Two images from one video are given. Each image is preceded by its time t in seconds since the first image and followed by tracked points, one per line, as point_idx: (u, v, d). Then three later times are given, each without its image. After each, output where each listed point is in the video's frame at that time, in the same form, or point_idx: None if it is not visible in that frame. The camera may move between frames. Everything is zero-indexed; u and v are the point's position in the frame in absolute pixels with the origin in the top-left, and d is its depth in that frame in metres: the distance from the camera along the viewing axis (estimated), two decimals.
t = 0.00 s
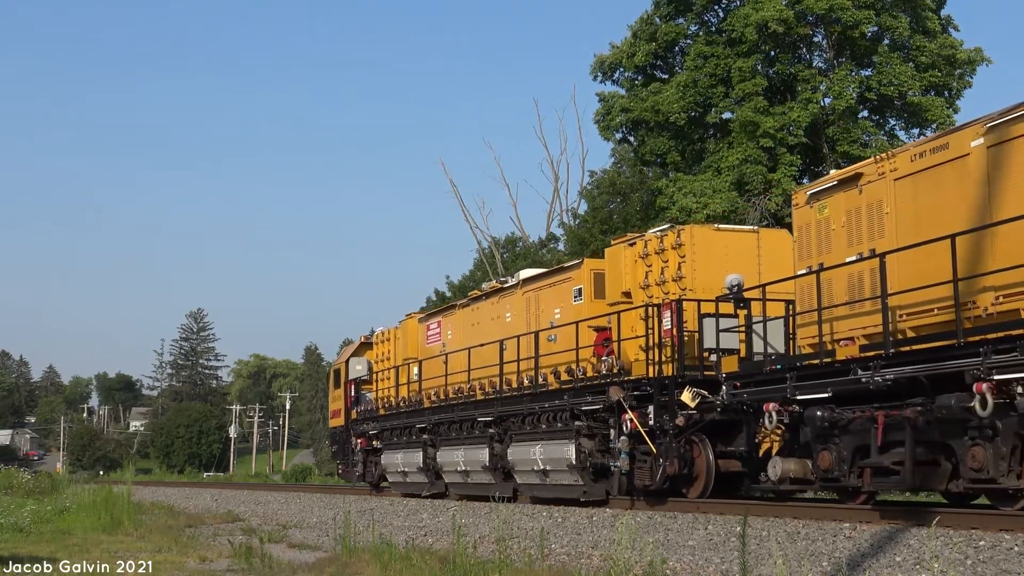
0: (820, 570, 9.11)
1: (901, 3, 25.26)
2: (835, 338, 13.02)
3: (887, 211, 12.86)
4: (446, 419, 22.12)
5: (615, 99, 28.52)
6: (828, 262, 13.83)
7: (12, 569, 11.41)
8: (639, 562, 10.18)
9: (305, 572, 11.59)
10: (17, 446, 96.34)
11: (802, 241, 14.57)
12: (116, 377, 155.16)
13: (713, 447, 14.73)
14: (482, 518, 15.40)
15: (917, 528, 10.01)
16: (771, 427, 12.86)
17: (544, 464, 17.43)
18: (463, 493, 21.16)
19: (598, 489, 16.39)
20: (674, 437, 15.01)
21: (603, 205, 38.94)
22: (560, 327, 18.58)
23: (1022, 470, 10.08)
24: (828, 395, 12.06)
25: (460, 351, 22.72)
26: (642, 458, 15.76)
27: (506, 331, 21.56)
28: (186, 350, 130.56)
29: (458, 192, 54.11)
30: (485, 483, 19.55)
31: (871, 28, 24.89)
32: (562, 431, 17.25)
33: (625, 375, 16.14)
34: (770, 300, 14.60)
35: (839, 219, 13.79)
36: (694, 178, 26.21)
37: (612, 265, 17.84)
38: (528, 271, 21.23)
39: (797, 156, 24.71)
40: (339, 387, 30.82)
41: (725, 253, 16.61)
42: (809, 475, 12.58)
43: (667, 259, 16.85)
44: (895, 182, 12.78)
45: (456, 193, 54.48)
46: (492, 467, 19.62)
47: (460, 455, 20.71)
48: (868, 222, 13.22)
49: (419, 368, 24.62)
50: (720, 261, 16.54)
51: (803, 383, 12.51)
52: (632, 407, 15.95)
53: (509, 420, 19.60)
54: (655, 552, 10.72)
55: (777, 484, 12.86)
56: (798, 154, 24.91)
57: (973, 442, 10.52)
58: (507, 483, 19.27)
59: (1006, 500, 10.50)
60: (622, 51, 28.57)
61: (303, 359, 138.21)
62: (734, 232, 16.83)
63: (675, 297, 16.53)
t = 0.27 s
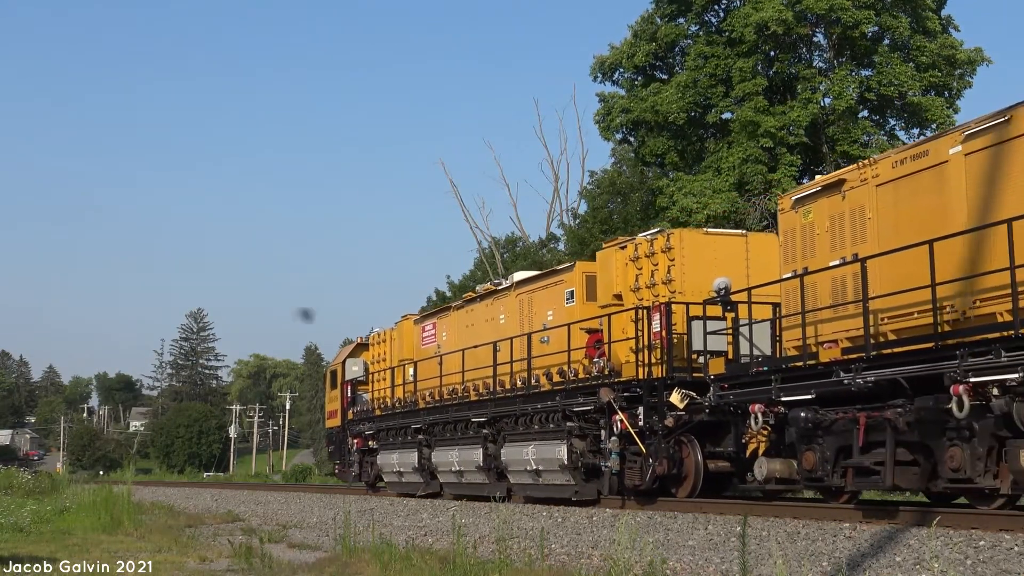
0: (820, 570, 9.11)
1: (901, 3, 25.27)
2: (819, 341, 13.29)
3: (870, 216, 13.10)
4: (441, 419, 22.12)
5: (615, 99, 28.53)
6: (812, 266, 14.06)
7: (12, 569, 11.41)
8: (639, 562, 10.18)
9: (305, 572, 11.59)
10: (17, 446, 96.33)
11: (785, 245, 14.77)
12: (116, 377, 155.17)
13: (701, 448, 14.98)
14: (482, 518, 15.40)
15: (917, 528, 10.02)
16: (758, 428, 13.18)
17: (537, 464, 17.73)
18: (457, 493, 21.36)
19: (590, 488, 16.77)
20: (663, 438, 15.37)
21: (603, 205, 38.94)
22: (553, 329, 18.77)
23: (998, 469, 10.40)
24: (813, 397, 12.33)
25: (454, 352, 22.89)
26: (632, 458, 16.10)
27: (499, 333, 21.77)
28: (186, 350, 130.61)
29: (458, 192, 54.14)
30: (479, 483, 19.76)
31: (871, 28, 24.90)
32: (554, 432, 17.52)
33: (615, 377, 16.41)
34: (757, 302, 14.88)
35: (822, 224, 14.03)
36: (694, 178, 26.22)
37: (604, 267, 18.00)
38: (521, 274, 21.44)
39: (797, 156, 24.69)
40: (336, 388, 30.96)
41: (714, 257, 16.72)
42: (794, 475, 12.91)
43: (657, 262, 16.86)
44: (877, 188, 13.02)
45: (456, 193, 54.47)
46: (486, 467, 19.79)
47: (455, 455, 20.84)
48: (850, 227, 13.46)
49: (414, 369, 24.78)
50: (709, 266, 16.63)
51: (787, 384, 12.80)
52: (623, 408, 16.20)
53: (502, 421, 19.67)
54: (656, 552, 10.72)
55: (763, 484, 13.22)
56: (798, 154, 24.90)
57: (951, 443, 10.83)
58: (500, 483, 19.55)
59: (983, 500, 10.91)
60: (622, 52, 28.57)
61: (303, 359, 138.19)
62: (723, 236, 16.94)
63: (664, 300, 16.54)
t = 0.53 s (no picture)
0: (819, 570, 9.11)
1: (901, 3, 25.28)
2: (802, 344, 13.74)
3: (851, 221, 13.56)
4: (435, 420, 22.37)
5: (615, 99, 28.53)
6: (796, 270, 14.55)
7: (12, 569, 11.41)
8: (639, 562, 10.17)
9: (305, 572, 11.59)
10: (18, 446, 96.32)
11: (771, 249, 15.28)
12: (116, 377, 155.16)
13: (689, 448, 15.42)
14: (483, 518, 15.41)
15: (917, 528, 10.02)
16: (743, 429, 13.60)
17: (529, 464, 17.94)
18: (452, 493, 21.53)
19: (580, 489, 16.94)
20: (652, 438, 15.58)
21: (603, 205, 38.94)
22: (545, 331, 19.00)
23: (974, 469, 10.70)
24: (795, 399, 12.78)
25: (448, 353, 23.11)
26: (622, 458, 16.31)
27: (492, 334, 21.97)
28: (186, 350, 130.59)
29: (458, 192, 54.15)
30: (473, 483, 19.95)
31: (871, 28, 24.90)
32: (546, 433, 17.73)
33: (606, 379, 16.73)
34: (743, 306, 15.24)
35: (807, 229, 14.49)
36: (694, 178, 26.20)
37: (594, 270, 17.97)
38: (514, 276, 21.62)
39: (797, 156, 24.67)
40: (332, 389, 31.13)
41: (702, 261, 16.96)
42: (779, 475, 13.37)
43: (647, 265, 17.06)
44: (858, 194, 13.48)
45: (457, 193, 54.50)
46: (479, 467, 19.99)
47: (449, 455, 21.07)
48: (833, 232, 13.92)
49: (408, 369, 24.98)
50: (697, 269, 16.87)
51: (771, 386, 13.19)
52: (613, 409, 16.38)
53: (496, 421, 19.94)
54: (656, 552, 10.71)
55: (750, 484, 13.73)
56: (798, 154, 24.90)
57: (929, 444, 11.12)
58: (493, 483, 19.75)
59: (959, 499, 11.20)
60: (622, 52, 28.56)
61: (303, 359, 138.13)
62: (712, 240, 17.17)
63: (654, 303, 16.77)
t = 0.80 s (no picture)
0: (819, 570, 9.10)
1: (901, 3, 25.28)
2: (787, 346, 13.96)
3: (833, 226, 13.76)
4: (430, 421, 22.71)
5: (615, 99, 28.52)
6: (781, 274, 14.76)
7: (12, 569, 11.41)
8: (639, 562, 10.16)
9: (305, 572, 11.58)
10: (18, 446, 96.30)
11: (756, 253, 15.47)
12: (116, 377, 155.19)
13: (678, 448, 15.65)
14: (483, 518, 15.40)
15: (917, 528, 10.02)
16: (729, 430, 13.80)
17: (521, 464, 18.31)
18: (447, 492, 21.82)
19: (571, 488, 17.31)
20: (641, 439, 15.87)
21: (603, 205, 38.94)
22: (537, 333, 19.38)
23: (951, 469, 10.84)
24: (779, 400, 13.01)
25: (442, 355, 23.47)
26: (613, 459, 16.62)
27: (486, 336, 22.36)
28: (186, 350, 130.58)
29: (458, 192, 54.16)
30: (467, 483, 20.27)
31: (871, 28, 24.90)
32: (538, 433, 18.10)
33: (597, 381, 16.97)
34: (730, 309, 15.46)
35: (791, 234, 14.69)
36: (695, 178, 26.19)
37: (586, 272, 18.31)
38: (507, 279, 22.05)
39: (797, 156, 24.68)
40: (328, 390, 31.37)
41: (691, 264, 17.31)
42: (765, 475, 13.59)
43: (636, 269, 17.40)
44: (841, 200, 13.68)
45: (457, 193, 54.50)
46: (473, 467, 20.32)
47: (443, 455, 21.38)
48: (816, 237, 14.12)
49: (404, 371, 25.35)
50: (686, 272, 17.23)
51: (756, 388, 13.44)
52: (603, 410, 16.72)
53: (489, 422, 20.30)
54: (656, 552, 10.71)
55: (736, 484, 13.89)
56: (798, 154, 24.91)
57: (908, 443, 11.18)
58: (487, 482, 20.11)
59: (936, 498, 11.21)
60: (622, 52, 28.54)
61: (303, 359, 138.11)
62: (700, 244, 17.54)
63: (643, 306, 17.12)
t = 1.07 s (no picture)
0: (820, 570, 9.10)
1: (901, 3, 25.28)
2: (772, 349, 14.21)
3: (818, 232, 14.05)
4: (425, 421, 22.87)
5: (615, 100, 28.52)
6: (766, 278, 15.04)
7: (12, 569, 11.41)
8: (639, 562, 10.16)
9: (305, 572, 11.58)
10: (18, 446, 96.26)
11: (742, 257, 15.77)
12: (116, 377, 155.14)
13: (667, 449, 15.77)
14: (482, 518, 15.40)
15: (917, 528, 10.02)
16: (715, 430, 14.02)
17: (514, 464, 18.47)
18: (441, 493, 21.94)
19: (563, 488, 17.43)
20: (631, 439, 16.01)
21: (603, 205, 38.92)
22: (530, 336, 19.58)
23: (929, 470, 11.02)
24: (763, 401, 13.26)
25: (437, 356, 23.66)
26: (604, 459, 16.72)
27: (479, 338, 22.55)
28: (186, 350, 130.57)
29: (458, 192, 54.14)
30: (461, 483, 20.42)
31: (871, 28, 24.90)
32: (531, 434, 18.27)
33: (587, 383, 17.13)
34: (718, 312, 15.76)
35: (776, 239, 15.01)
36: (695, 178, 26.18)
37: (579, 275, 18.66)
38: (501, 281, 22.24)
39: (797, 156, 24.68)
40: (325, 391, 31.49)
41: (681, 267, 17.64)
42: (750, 475, 13.82)
43: (627, 272, 17.76)
44: (824, 206, 13.98)
45: (456, 193, 54.47)
46: (467, 467, 20.47)
47: (438, 456, 21.50)
48: (801, 242, 14.44)
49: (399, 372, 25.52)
50: (675, 275, 17.56)
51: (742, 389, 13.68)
52: (594, 411, 16.89)
53: (482, 422, 20.46)
54: (656, 552, 10.70)
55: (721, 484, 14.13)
56: (798, 154, 24.90)
57: (888, 445, 11.41)
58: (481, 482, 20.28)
59: (914, 497, 11.31)
60: (622, 52, 28.53)
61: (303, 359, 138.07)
62: (689, 247, 17.91)
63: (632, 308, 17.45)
